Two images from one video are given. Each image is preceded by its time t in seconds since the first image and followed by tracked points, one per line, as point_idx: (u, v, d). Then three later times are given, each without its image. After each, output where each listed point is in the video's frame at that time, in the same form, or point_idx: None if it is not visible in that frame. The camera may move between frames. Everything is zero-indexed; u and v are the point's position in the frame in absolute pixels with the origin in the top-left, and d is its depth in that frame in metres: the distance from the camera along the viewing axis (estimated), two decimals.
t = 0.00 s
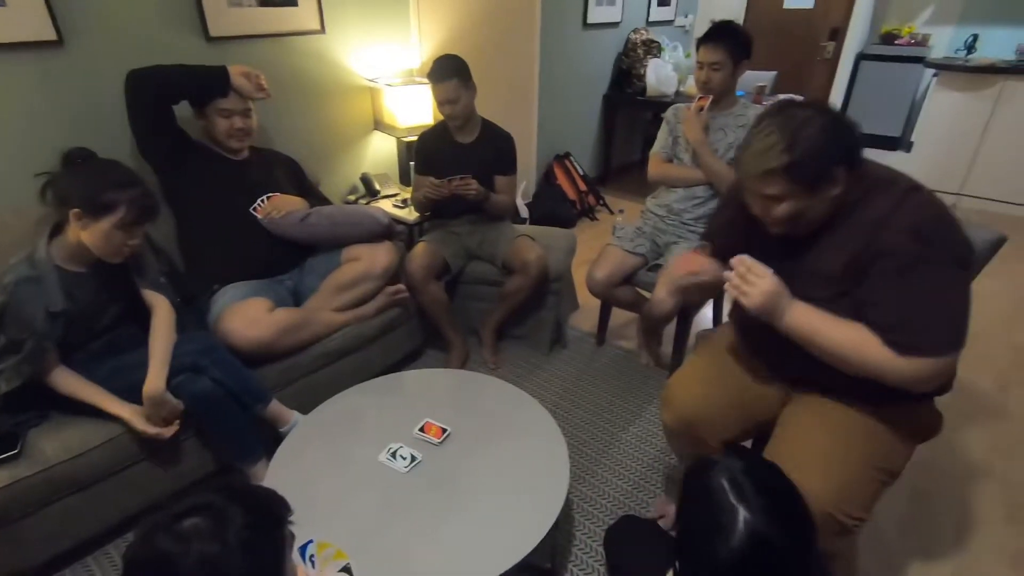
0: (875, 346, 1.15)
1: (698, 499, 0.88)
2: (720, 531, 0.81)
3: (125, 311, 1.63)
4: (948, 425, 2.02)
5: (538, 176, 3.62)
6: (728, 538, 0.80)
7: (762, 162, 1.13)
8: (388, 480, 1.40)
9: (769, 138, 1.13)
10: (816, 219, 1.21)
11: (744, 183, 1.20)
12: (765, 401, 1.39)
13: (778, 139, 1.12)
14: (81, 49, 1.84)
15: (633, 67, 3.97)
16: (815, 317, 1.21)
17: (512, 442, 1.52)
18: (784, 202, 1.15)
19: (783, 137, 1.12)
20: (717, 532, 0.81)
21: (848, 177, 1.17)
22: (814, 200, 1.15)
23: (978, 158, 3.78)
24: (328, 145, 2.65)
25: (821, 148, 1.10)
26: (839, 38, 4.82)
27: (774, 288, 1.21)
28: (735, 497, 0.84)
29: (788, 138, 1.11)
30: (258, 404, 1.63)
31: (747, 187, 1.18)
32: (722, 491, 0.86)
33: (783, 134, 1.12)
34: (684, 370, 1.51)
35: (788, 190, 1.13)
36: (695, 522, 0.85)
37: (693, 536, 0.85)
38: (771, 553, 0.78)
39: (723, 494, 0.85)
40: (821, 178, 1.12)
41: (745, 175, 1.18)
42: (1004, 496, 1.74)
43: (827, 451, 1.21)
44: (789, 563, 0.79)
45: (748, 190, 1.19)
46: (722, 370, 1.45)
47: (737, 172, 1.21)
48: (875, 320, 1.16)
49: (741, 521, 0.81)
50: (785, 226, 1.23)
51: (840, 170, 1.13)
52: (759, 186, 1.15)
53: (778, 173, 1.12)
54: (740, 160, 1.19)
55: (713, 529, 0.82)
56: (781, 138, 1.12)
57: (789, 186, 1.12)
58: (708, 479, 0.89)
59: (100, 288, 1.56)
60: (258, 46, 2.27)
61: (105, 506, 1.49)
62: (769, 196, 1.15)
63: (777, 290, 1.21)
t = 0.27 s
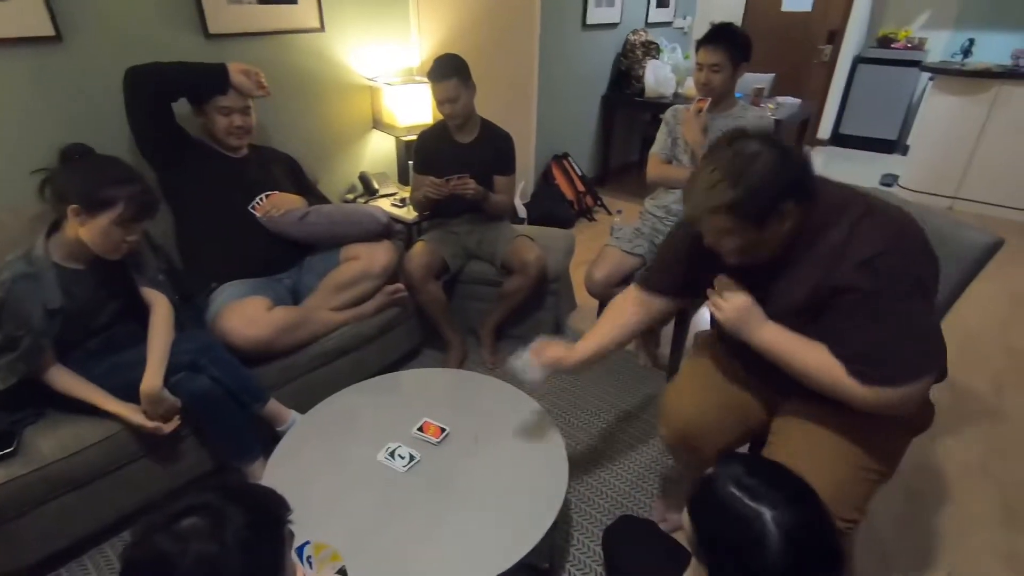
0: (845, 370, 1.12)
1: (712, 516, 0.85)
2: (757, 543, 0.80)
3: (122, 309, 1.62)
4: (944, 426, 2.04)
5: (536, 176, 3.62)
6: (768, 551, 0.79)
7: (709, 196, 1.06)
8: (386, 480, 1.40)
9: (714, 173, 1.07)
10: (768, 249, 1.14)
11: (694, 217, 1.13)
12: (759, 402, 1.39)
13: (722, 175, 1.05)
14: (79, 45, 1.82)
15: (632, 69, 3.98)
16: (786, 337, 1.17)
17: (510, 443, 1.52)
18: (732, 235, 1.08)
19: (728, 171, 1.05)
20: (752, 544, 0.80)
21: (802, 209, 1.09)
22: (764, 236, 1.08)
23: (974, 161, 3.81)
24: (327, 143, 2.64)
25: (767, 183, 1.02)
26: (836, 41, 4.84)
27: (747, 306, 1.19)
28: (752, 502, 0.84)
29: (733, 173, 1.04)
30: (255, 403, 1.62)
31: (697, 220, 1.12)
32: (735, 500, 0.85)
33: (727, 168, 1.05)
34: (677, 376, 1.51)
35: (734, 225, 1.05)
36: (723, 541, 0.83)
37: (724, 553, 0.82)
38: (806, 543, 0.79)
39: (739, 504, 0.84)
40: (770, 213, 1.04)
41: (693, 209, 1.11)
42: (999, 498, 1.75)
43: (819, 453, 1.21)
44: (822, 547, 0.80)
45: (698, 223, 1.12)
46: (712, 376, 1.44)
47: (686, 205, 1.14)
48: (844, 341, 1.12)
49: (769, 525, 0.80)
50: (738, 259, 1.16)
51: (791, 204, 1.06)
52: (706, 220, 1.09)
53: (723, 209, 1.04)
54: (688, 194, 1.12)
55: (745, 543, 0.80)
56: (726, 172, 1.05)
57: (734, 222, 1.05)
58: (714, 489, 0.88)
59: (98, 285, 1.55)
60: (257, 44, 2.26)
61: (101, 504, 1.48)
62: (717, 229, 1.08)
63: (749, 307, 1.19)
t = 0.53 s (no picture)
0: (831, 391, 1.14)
1: (727, 524, 0.87)
2: (775, 542, 0.82)
3: (134, 311, 1.63)
4: (953, 434, 2.02)
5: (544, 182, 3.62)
6: (789, 549, 0.81)
7: (651, 241, 1.03)
8: (395, 482, 1.41)
9: (652, 218, 1.03)
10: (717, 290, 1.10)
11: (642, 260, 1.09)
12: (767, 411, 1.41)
13: (660, 220, 1.02)
14: (94, 50, 1.85)
15: (639, 74, 3.99)
16: (768, 367, 1.20)
17: (518, 446, 1.53)
18: (677, 279, 1.04)
19: (664, 217, 1.01)
20: (771, 544, 0.82)
21: (744, 248, 1.04)
22: (708, 278, 1.04)
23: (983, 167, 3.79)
24: (336, 148, 2.66)
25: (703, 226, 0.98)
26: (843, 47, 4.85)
27: (726, 343, 1.22)
28: (764, 505, 0.86)
29: (669, 218, 1.00)
30: (265, 405, 1.63)
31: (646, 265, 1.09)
32: (746, 506, 0.87)
33: (664, 213, 1.02)
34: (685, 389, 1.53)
35: (677, 270, 1.02)
36: (741, 546, 0.85)
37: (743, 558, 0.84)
38: (821, 538, 0.82)
39: (751, 509, 0.86)
40: (710, 256, 1.00)
41: (640, 253, 1.08)
42: (1010, 506, 1.74)
43: (831, 466, 1.25)
44: (836, 542, 0.84)
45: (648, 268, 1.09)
46: (716, 388, 1.45)
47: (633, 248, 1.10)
48: (826, 367, 1.13)
49: (784, 523, 0.83)
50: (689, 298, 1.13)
51: (732, 245, 1.01)
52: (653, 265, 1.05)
53: (665, 254, 1.01)
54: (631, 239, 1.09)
55: (764, 545, 0.82)
56: (663, 217, 1.01)
57: (677, 267, 1.01)
58: (722, 498, 0.90)
59: (111, 288, 1.56)
60: (268, 49, 2.28)
61: (112, 506, 1.49)
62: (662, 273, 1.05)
63: (729, 342, 1.22)
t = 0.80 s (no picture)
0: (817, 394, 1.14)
1: (716, 520, 0.86)
2: (766, 534, 0.81)
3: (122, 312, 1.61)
4: (947, 425, 2.02)
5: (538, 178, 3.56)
6: (781, 540, 0.80)
7: (611, 261, 1.02)
8: (390, 481, 1.39)
9: (610, 240, 1.02)
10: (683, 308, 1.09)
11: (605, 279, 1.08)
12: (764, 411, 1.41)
13: (618, 241, 1.00)
14: (78, 47, 1.82)
15: (632, 67, 3.98)
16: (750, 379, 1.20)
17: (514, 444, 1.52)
18: (638, 297, 1.03)
19: (621, 239, 1.00)
20: (762, 537, 0.81)
21: (706, 269, 1.02)
22: (669, 298, 1.02)
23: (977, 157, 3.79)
24: (328, 144, 2.64)
25: (660, 251, 0.96)
26: (837, 38, 4.83)
27: (710, 355, 1.20)
28: (749, 495, 0.86)
29: (628, 240, 0.99)
30: (256, 405, 1.62)
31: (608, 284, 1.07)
32: (732, 498, 0.86)
33: (622, 236, 1.00)
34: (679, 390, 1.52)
35: (640, 290, 1.00)
36: (733, 541, 0.83)
37: (735, 553, 0.83)
38: (808, 524, 0.82)
39: (737, 501, 0.85)
40: (671, 277, 0.98)
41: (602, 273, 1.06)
42: (1004, 497, 1.74)
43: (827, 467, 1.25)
44: (823, 527, 0.84)
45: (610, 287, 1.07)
46: (705, 395, 1.45)
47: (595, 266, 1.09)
48: (811, 372, 1.12)
49: (773, 512, 0.83)
50: (654, 317, 1.12)
51: (692, 267, 0.99)
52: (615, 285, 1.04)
53: (625, 274, 0.99)
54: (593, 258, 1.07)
55: (756, 538, 0.81)
56: (622, 239, 1.00)
57: (638, 287, 1.00)
58: (706, 491, 0.89)
59: (98, 288, 1.54)
60: (257, 45, 2.26)
61: (102, 509, 1.47)
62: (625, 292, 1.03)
63: (710, 355, 1.20)
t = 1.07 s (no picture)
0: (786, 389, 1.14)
1: (732, 528, 0.83)
2: (787, 540, 0.80)
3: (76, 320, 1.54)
4: (917, 415, 2.06)
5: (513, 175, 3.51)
6: (801, 544, 0.80)
7: (575, 260, 0.99)
8: (363, 488, 1.36)
9: (573, 240, 0.99)
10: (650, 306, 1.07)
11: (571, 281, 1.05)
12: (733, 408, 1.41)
13: (582, 238, 0.98)
14: (25, 43, 1.74)
15: (604, 63, 3.97)
16: (720, 376, 1.19)
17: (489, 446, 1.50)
18: (604, 296, 1.01)
19: (585, 237, 0.98)
20: (785, 543, 0.80)
21: (671, 264, 1.01)
22: (636, 296, 1.01)
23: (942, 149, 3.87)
24: (294, 143, 2.58)
25: (625, 246, 0.95)
26: (805, 33, 4.89)
27: (681, 353, 1.18)
28: (760, 499, 0.84)
29: (591, 239, 0.97)
30: (221, 413, 1.57)
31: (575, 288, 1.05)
32: (745, 505, 0.84)
33: (585, 234, 0.98)
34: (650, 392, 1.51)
35: (607, 288, 0.98)
36: (749, 549, 0.81)
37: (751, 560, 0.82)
38: (816, 520, 0.83)
39: (753, 508, 0.83)
40: (637, 273, 0.97)
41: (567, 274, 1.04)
42: (972, 484, 1.77)
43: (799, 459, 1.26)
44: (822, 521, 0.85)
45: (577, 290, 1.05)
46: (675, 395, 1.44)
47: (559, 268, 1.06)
48: (781, 368, 1.12)
49: (788, 514, 0.82)
50: (621, 316, 1.10)
51: (657, 262, 0.98)
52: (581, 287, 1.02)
53: (591, 273, 0.97)
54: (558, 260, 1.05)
55: (779, 545, 0.80)
56: (586, 237, 0.98)
57: (606, 286, 0.98)
58: (716, 500, 0.85)
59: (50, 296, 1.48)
60: (217, 41, 2.19)
61: (60, 526, 1.41)
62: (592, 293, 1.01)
63: (681, 355, 1.18)
